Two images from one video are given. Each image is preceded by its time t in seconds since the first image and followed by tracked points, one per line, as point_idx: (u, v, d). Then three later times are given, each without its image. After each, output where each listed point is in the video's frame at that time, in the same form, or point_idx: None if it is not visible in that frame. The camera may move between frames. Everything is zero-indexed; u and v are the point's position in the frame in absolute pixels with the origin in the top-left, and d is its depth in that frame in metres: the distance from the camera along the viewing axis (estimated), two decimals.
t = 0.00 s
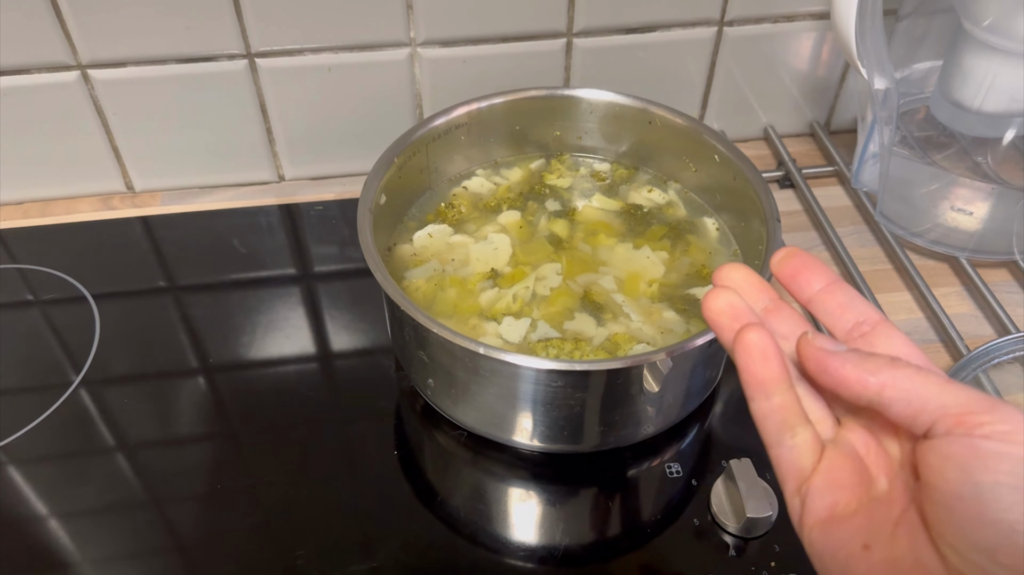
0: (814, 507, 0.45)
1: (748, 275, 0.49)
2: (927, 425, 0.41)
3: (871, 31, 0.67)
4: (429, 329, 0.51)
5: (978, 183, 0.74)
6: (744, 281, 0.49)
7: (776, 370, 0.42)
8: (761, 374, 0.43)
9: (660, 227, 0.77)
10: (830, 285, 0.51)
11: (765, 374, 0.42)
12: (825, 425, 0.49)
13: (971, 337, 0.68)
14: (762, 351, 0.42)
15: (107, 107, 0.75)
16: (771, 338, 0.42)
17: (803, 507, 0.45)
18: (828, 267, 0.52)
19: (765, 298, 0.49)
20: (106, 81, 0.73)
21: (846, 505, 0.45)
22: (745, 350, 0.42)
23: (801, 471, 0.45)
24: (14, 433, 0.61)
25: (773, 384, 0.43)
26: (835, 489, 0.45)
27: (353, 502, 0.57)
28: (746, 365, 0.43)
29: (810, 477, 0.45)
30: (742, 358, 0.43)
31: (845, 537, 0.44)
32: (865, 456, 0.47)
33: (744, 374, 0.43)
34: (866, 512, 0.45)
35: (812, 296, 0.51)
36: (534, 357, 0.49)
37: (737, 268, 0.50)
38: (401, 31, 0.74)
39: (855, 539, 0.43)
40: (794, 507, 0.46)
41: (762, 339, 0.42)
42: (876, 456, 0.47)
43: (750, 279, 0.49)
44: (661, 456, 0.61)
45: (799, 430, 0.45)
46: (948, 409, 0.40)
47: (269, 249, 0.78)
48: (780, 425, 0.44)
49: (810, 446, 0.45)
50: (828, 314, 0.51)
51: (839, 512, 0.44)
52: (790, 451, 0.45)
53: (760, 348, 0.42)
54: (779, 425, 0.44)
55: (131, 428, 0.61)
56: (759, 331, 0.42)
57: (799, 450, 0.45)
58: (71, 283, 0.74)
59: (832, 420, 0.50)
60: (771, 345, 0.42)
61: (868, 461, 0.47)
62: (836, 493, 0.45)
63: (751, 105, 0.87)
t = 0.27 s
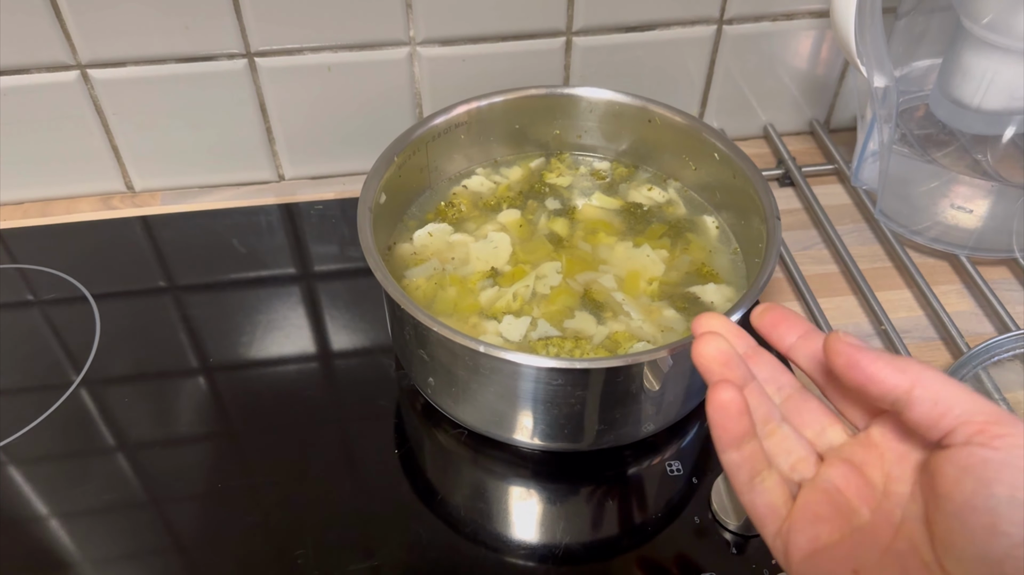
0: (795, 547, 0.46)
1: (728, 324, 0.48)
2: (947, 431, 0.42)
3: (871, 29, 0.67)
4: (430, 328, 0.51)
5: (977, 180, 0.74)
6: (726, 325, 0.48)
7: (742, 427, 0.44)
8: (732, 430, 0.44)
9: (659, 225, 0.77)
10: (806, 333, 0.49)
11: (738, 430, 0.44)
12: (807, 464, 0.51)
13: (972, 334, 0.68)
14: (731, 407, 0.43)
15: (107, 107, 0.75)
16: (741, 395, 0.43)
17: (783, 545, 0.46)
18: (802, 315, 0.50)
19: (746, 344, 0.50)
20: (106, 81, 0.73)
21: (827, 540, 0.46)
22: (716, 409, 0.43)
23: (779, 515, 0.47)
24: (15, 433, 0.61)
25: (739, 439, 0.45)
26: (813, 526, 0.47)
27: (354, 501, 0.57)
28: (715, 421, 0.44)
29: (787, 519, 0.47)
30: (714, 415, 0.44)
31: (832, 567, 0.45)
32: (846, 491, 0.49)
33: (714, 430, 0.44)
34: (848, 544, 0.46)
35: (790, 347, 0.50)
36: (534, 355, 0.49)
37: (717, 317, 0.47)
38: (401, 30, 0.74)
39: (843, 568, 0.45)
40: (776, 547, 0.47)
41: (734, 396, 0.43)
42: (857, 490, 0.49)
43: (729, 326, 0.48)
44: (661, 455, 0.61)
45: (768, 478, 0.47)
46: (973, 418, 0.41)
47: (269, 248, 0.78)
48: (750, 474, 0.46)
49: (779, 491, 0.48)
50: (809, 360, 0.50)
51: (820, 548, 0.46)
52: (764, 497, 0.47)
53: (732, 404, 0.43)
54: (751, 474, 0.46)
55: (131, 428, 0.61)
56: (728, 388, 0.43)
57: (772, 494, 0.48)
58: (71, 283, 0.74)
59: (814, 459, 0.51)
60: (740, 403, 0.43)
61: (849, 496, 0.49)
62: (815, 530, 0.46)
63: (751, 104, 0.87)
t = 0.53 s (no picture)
0: (829, 505, 0.46)
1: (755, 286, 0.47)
2: None
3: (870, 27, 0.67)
4: (429, 327, 0.51)
5: (977, 178, 0.74)
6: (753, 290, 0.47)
7: (773, 391, 0.44)
8: (765, 393, 0.44)
9: (659, 224, 0.77)
10: (833, 298, 0.52)
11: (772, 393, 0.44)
12: (838, 425, 0.51)
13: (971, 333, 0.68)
14: (767, 370, 0.43)
15: (106, 107, 0.75)
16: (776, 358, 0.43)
17: (817, 504, 0.47)
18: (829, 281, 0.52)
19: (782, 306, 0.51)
20: (105, 80, 0.73)
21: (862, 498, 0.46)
22: (752, 371, 0.43)
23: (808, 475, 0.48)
24: (15, 433, 0.61)
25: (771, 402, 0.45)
26: (847, 485, 0.47)
27: (354, 500, 0.57)
28: (750, 383, 0.43)
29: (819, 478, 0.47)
30: (747, 377, 0.43)
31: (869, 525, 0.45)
32: (878, 450, 0.49)
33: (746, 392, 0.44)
34: (883, 501, 0.46)
35: (818, 311, 0.52)
36: (534, 354, 0.49)
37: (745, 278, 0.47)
38: (400, 30, 0.74)
39: (881, 525, 0.44)
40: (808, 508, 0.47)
41: (770, 357, 0.42)
42: (890, 449, 0.49)
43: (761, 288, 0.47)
44: (661, 454, 0.61)
45: (795, 439, 0.48)
46: None
47: (268, 248, 0.78)
48: (778, 436, 0.47)
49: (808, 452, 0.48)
50: (836, 321, 0.53)
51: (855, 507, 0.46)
52: (791, 459, 0.48)
53: (767, 367, 0.43)
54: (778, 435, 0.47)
55: (131, 428, 0.61)
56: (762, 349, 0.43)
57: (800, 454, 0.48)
58: (71, 283, 0.74)
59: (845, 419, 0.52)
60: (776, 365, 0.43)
61: (882, 455, 0.49)
62: (849, 489, 0.46)
63: (750, 102, 0.87)
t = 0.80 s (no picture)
0: (840, 495, 0.46)
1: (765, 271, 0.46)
2: None
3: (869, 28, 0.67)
4: (428, 329, 0.51)
5: (976, 179, 0.74)
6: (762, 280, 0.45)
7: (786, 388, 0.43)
8: (777, 389, 0.43)
9: (658, 225, 0.77)
10: (843, 282, 0.52)
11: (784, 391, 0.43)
12: (850, 411, 0.51)
13: (969, 334, 0.69)
14: (782, 367, 0.42)
15: (105, 109, 0.75)
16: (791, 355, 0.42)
17: (827, 495, 0.47)
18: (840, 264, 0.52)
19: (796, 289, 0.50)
20: (105, 82, 0.73)
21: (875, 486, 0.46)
22: (768, 368, 0.42)
23: (818, 466, 0.48)
24: (15, 434, 0.61)
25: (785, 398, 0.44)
26: (860, 474, 0.47)
27: (354, 501, 0.57)
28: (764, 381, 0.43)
29: (830, 468, 0.47)
30: (761, 373, 0.43)
31: (883, 511, 0.45)
32: (891, 437, 0.49)
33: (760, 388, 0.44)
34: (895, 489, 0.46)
35: (828, 294, 0.52)
36: (533, 356, 0.49)
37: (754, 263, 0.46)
38: (399, 31, 0.74)
39: (894, 514, 0.44)
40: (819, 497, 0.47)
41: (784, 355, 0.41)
42: (901, 436, 0.49)
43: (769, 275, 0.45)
44: (660, 455, 0.61)
45: (806, 430, 0.48)
46: None
47: (268, 249, 0.79)
48: (787, 429, 0.47)
49: (818, 442, 0.48)
50: (847, 305, 0.52)
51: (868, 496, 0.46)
52: (799, 450, 0.48)
53: (784, 364, 0.42)
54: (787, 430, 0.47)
55: (131, 430, 0.61)
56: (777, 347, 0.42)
57: (810, 443, 0.48)
58: (71, 284, 0.74)
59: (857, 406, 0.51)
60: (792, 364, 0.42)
61: (894, 441, 0.49)
62: (862, 477, 0.47)
63: (749, 103, 0.87)
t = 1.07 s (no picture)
0: (837, 497, 0.46)
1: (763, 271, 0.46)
2: None
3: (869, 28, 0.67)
4: (431, 328, 0.51)
5: (977, 179, 0.74)
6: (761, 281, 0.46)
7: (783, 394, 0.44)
8: (775, 395, 0.44)
9: (659, 225, 0.77)
10: (841, 283, 0.52)
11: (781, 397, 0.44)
12: (846, 413, 0.51)
13: (970, 333, 0.69)
14: (780, 373, 0.42)
15: (108, 109, 0.76)
16: (789, 361, 0.42)
17: (824, 498, 0.47)
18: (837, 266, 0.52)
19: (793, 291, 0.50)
20: (107, 83, 0.73)
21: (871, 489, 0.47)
22: (767, 374, 0.42)
23: (815, 469, 0.48)
24: (18, 434, 0.61)
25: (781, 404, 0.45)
26: (856, 476, 0.47)
27: (356, 500, 0.57)
28: (763, 386, 0.43)
29: (826, 471, 0.48)
30: (760, 379, 0.43)
31: (880, 514, 0.45)
32: (887, 439, 0.49)
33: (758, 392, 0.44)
34: (892, 491, 0.46)
35: (826, 295, 0.52)
36: (534, 355, 0.50)
37: (753, 264, 0.46)
38: (400, 32, 0.74)
39: (891, 516, 0.45)
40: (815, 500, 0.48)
41: (783, 361, 0.42)
42: (898, 438, 0.49)
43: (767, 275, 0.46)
44: (662, 454, 0.61)
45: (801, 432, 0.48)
46: None
47: (270, 249, 0.79)
48: (783, 433, 0.48)
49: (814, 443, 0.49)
50: (844, 307, 0.53)
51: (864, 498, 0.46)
52: (795, 453, 0.48)
53: (784, 369, 0.42)
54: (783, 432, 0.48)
55: (134, 429, 0.62)
56: (775, 352, 0.42)
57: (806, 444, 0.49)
58: (74, 284, 0.74)
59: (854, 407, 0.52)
60: (790, 369, 0.42)
61: (891, 443, 0.49)
62: (858, 480, 0.47)
63: (750, 103, 0.87)
